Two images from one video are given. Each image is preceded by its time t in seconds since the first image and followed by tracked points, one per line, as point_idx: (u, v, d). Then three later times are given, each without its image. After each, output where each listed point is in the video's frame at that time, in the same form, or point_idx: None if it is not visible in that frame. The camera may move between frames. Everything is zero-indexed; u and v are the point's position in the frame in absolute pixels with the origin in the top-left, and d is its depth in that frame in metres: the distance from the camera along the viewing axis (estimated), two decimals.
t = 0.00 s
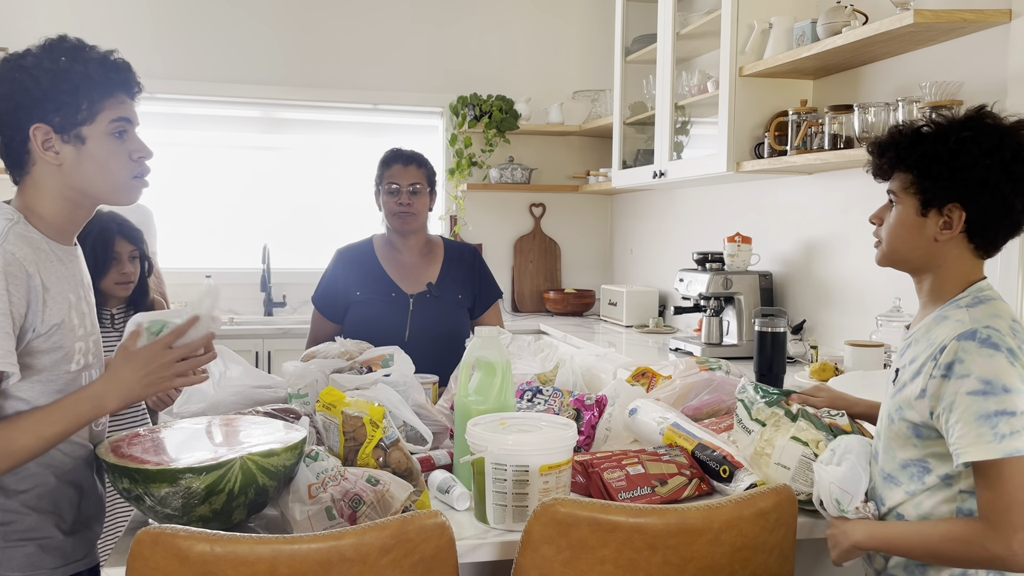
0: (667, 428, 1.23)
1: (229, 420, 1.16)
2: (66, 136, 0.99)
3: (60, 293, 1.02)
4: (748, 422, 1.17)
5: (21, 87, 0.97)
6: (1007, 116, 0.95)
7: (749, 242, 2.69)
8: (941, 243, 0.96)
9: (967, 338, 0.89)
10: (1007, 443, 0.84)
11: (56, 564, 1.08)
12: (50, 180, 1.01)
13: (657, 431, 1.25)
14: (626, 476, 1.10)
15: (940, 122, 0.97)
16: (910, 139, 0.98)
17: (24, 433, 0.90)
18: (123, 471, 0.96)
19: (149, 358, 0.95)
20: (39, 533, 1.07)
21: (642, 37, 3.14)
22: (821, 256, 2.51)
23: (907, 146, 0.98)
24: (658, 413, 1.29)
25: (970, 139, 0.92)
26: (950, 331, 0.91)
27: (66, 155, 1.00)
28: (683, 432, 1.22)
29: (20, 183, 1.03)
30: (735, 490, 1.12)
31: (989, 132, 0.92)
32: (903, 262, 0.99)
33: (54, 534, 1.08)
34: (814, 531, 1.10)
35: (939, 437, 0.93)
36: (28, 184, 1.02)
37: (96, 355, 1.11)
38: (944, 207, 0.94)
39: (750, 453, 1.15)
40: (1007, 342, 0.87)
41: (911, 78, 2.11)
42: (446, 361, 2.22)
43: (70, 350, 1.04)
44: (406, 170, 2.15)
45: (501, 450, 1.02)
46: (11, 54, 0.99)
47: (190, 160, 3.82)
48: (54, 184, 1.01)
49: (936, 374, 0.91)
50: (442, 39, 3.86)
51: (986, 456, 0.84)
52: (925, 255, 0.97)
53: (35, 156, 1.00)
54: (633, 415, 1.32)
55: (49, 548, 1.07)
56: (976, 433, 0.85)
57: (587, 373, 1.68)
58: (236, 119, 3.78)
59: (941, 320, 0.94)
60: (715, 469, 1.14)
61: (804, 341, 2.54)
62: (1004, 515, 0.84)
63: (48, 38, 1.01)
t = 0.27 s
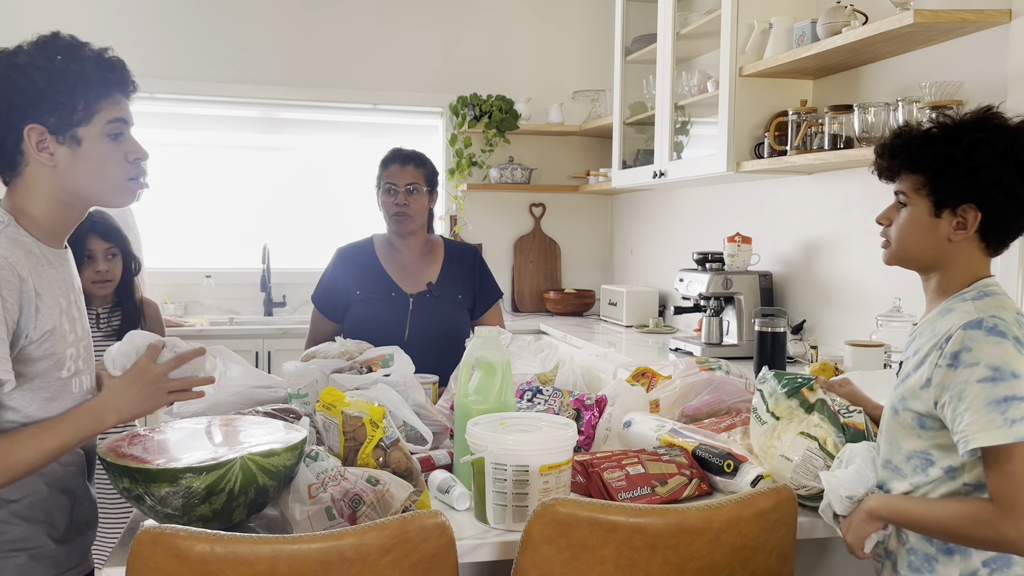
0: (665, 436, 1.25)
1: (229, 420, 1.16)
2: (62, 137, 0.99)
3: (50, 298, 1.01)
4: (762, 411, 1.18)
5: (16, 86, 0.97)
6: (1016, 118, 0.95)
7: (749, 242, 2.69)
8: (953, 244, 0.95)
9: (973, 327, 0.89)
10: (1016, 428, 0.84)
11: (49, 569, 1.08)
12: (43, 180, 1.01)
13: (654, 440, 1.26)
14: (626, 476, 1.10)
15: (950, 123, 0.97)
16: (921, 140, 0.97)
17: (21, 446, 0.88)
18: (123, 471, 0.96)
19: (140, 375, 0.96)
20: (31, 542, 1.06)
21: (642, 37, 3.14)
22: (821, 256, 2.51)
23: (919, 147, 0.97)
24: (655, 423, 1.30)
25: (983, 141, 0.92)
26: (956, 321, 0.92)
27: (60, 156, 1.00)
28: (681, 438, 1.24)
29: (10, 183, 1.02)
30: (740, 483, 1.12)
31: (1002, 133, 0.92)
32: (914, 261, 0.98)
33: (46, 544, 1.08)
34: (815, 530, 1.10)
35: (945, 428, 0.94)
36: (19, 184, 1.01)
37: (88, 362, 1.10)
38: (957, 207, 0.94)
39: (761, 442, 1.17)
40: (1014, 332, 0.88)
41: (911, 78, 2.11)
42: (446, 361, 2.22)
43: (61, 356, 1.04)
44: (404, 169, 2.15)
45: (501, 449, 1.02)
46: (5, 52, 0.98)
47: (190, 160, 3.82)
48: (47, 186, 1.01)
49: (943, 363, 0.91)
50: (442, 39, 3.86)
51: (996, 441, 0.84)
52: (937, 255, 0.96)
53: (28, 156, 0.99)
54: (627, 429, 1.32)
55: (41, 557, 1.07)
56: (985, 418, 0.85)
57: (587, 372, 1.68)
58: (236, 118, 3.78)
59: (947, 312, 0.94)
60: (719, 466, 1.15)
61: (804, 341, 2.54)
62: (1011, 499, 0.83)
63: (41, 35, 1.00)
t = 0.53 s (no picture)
0: (665, 437, 1.25)
1: (229, 420, 1.15)
2: (74, 140, 0.98)
3: (43, 301, 1.01)
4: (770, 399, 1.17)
5: (31, 85, 0.95)
6: (1023, 115, 0.95)
7: (749, 242, 2.69)
8: (968, 244, 0.95)
9: (968, 323, 0.90)
10: (999, 423, 0.83)
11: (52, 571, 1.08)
12: (44, 180, 0.99)
13: (654, 441, 1.26)
14: (627, 477, 1.10)
15: (957, 123, 0.96)
16: (931, 142, 0.96)
17: (14, 454, 0.88)
18: (122, 472, 0.95)
19: (145, 376, 0.95)
20: (33, 547, 1.06)
21: (642, 36, 3.13)
22: (821, 256, 2.51)
23: (929, 150, 0.96)
24: (655, 425, 1.30)
25: (995, 140, 0.92)
26: (954, 317, 0.92)
27: (68, 158, 0.98)
28: (681, 439, 1.24)
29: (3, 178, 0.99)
30: (741, 482, 1.12)
31: (1012, 132, 0.92)
32: (928, 263, 0.97)
33: (48, 548, 1.08)
34: (816, 531, 1.10)
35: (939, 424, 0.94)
36: (14, 181, 0.99)
37: (84, 361, 1.10)
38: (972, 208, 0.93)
39: (770, 428, 1.17)
40: (1009, 330, 0.88)
41: (911, 78, 2.11)
42: (446, 361, 2.22)
43: (56, 358, 1.03)
44: (404, 168, 2.14)
45: (501, 450, 1.02)
46: (17, 46, 0.96)
47: (190, 160, 3.82)
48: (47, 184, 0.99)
49: (937, 357, 0.91)
50: (442, 39, 3.86)
51: (976, 435, 0.84)
52: (953, 257, 0.96)
53: (30, 152, 0.97)
54: (628, 431, 1.31)
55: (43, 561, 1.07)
56: (969, 412, 0.85)
57: (587, 372, 1.68)
58: (236, 118, 3.78)
59: (948, 309, 0.95)
60: (720, 465, 1.14)
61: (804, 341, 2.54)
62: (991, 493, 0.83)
63: (60, 35, 1.00)
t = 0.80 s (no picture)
0: (666, 437, 1.25)
1: (229, 420, 1.15)
2: (93, 146, 0.97)
3: (39, 298, 1.01)
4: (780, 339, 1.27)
5: (61, 86, 0.95)
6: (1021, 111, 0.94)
7: (749, 242, 2.69)
8: (971, 245, 0.94)
9: (965, 330, 0.89)
10: (997, 430, 0.83)
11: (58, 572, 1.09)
12: (52, 179, 0.97)
13: (654, 441, 1.26)
14: (627, 477, 1.10)
15: (954, 124, 0.96)
16: (928, 145, 0.96)
17: (17, 454, 0.89)
18: (122, 472, 0.95)
19: (141, 370, 0.91)
20: (38, 549, 1.06)
21: (642, 36, 3.13)
22: (821, 257, 2.51)
23: (926, 153, 0.96)
24: (655, 425, 1.30)
25: (991, 139, 0.91)
26: (952, 322, 0.92)
27: (83, 163, 0.97)
28: (682, 439, 1.24)
29: (5, 171, 0.96)
30: (741, 482, 1.12)
31: (1010, 130, 0.91)
32: (933, 266, 0.97)
33: (53, 549, 1.08)
34: (815, 531, 1.10)
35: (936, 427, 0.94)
36: (19, 176, 0.96)
37: (83, 358, 1.10)
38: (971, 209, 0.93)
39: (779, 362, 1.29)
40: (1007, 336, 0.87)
41: (911, 78, 2.11)
42: (446, 361, 2.22)
43: (55, 356, 1.03)
44: (410, 169, 2.15)
45: (501, 450, 1.02)
46: (52, 48, 0.96)
47: (190, 160, 3.82)
48: (55, 185, 0.97)
49: (932, 363, 0.91)
50: (442, 39, 3.86)
51: (972, 443, 0.84)
52: (956, 258, 0.96)
53: (45, 152, 0.95)
54: (628, 431, 1.31)
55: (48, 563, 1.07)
56: (966, 419, 0.85)
57: (587, 373, 1.68)
58: (236, 118, 3.78)
59: (948, 312, 0.94)
60: (720, 465, 1.14)
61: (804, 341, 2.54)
62: (987, 498, 0.83)
63: (87, 42, 1.00)
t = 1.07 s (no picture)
0: (666, 437, 1.25)
1: (229, 420, 1.15)
2: (109, 152, 0.98)
3: (48, 298, 1.00)
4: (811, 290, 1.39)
5: (85, 92, 0.94)
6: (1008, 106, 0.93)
7: (749, 242, 2.69)
8: (961, 244, 0.94)
9: (963, 327, 0.89)
10: (996, 423, 0.82)
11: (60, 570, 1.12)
12: (66, 182, 0.96)
13: (654, 441, 1.26)
14: (627, 477, 1.10)
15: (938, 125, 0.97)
16: (911, 146, 0.97)
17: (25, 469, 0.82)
18: (122, 472, 0.95)
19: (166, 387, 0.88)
20: (42, 547, 1.09)
21: (643, 37, 3.13)
22: (821, 257, 2.51)
23: (908, 154, 0.97)
24: (655, 425, 1.30)
25: (971, 138, 0.91)
26: (950, 320, 0.92)
27: (98, 169, 0.98)
28: (682, 439, 1.24)
29: (19, 171, 0.95)
30: (741, 482, 1.12)
31: (991, 127, 0.91)
32: (927, 266, 0.98)
33: (57, 547, 1.11)
34: (815, 531, 1.10)
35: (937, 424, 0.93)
36: (33, 177, 0.95)
37: (84, 358, 1.09)
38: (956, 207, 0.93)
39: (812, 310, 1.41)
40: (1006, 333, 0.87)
41: (911, 78, 2.11)
42: (446, 361, 2.22)
43: (59, 356, 1.02)
44: (410, 170, 2.15)
45: (501, 450, 1.02)
46: (75, 52, 0.96)
47: (191, 160, 3.82)
48: (67, 188, 0.97)
49: (931, 359, 0.91)
50: (442, 39, 3.86)
51: (973, 436, 0.83)
52: (947, 258, 0.96)
53: (66, 156, 0.95)
54: (628, 431, 1.31)
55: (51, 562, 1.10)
56: (966, 412, 0.84)
57: (587, 372, 1.68)
58: (236, 118, 3.77)
59: (947, 310, 0.94)
60: (720, 466, 1.14)
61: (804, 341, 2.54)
62: (984, 486, 0.81)
63: (103, 48, 0.99)
